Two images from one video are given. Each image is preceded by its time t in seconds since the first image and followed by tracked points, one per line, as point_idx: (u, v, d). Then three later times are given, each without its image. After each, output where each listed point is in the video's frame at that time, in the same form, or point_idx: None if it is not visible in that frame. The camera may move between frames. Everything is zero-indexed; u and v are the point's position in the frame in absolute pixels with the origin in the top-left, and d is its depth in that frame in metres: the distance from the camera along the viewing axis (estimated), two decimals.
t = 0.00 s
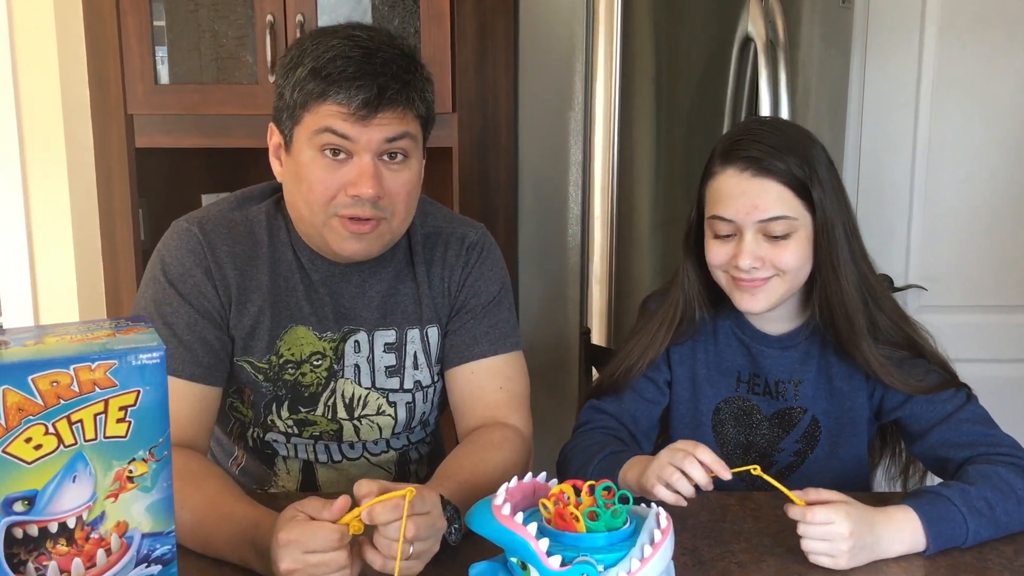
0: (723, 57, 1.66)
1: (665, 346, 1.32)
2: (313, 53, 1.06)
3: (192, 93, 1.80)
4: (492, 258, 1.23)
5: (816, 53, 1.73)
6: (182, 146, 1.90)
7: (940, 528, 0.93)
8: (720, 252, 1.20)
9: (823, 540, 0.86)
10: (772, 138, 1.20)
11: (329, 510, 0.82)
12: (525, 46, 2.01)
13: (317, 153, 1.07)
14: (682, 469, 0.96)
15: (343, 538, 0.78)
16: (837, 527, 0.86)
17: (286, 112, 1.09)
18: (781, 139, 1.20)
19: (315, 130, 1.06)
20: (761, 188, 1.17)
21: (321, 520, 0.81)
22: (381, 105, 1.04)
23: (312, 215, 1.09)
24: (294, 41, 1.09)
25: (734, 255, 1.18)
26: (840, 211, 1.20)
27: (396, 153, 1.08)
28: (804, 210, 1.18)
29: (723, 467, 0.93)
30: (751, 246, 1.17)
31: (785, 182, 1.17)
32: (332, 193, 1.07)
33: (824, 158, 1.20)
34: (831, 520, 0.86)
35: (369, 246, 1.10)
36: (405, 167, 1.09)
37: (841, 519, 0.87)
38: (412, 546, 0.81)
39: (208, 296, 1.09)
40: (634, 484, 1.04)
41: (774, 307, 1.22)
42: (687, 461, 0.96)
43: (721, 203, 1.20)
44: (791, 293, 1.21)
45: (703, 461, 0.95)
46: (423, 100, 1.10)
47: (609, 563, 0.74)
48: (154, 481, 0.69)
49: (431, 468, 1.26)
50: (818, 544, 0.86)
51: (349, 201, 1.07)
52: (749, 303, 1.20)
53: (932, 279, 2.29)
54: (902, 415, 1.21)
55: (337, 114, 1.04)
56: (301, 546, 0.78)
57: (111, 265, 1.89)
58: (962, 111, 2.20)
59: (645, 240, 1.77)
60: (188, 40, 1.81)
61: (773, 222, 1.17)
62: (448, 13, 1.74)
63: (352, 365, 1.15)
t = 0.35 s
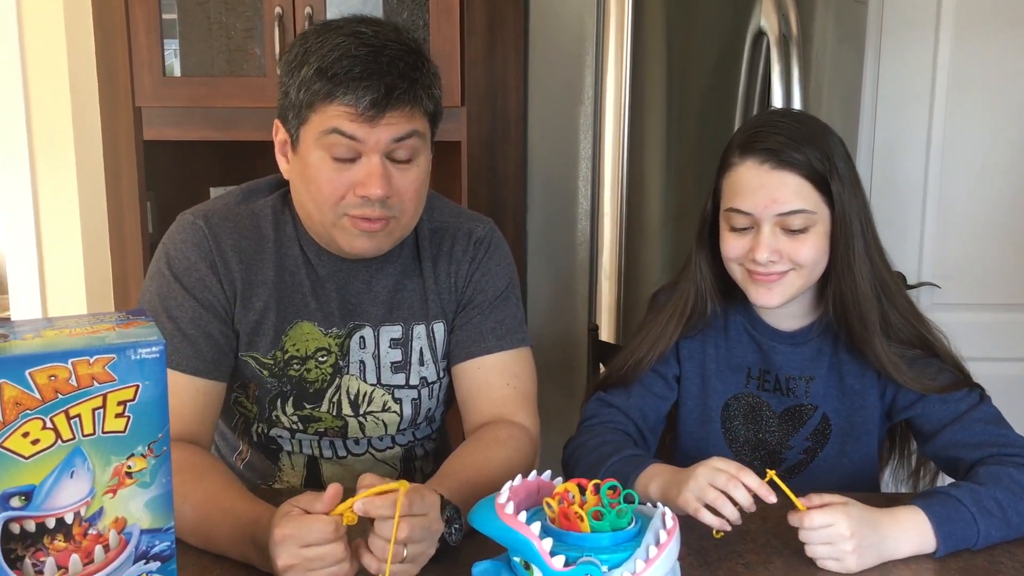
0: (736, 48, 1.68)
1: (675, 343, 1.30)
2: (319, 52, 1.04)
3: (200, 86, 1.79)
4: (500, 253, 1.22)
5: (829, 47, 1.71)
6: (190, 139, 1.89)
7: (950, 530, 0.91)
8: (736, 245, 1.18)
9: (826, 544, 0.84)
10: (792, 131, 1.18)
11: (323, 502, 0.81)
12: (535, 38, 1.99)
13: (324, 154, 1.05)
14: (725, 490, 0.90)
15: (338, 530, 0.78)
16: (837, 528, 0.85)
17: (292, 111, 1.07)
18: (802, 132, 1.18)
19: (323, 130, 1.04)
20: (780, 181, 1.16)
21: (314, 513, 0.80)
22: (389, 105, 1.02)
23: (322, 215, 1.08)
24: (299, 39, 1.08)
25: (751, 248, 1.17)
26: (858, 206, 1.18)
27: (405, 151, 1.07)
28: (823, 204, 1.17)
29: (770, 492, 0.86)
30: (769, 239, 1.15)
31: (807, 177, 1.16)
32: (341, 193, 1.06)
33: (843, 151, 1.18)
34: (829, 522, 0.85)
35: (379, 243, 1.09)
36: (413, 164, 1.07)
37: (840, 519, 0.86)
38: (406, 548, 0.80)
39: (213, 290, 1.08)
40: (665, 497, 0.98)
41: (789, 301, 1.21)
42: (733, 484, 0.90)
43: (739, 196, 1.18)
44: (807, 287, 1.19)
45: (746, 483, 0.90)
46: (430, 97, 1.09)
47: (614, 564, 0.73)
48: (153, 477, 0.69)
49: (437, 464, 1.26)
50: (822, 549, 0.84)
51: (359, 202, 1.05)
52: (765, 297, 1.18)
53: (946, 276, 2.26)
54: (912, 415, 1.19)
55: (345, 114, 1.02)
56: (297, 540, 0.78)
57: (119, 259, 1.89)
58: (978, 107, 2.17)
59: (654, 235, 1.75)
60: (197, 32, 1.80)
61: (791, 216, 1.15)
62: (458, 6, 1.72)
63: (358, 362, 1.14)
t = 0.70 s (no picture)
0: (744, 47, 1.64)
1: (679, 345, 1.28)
2: (316, 53, 1.02)
3: (203, 83, 1.78)
4: (501, 254, 1.21)
5: (839, 44, 1.69)
6: (193, 136, 1.88)
7: (959, 537, 0.89)
8: (742, 243, 1.17)
9: (825, 552, 0.83)
10: (798, 127, 1.17)
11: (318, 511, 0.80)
12: (541, 35, 1.97)
13: (324, 158, 1.04)
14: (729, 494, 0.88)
15: (334, 541, 0.77)
16: (835, 535, 0.83)
17: (290, 114, 1.06)
18: (810, 130, 1.16)
19: (322, 133, 1.03)
20: (786, 177, 1.14)
21: (309, 524, 0.78)
22: (389, 107, 1.01)
23: (322, 219, 1.07)
24: (295, 39, 1.06)
25: (757, 246, 1.15)
26: (866, 204, 1.16)
27: (405, 152, 1.05)
28: (830, 200, 1.15)
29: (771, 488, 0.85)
30: (775, 236, 1.13)
31: (813, 172, 1.14)
32: (341, 196, 1.04)
33: (849, 148, 1.16)
34: (827, 529, 0.83)
35: (381, 248, 1.08)
36: (414, 166, 1.06)
37: (838, 526, 0.84)
38: (401, 551, 0.79)
39: (210, 290, 1.07)
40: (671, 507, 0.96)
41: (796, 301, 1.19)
42: (736, 487, 0.87)
43: (744, 193, 1.16)
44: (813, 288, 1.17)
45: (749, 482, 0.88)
46: (430, 96, 1.07)
47: (615, 572, 0.71)
48: (145, 482, 0.67)
49: (437, 467, 1.24)
50: (822, 558, 0.82)
51: (360, 205, 1.04)
52: (771, 297, 1.16)
53: (955, 277, 2.23)
54: (921, 420, 1.17)
55: (344, 117, 1.01)
56: (292, 551, 0.77)
57: (121, 257, 1.88)
58: (989, 105, 2.15)
59: (660, 235, 1.73)
60: (200, 29, 1.79)
61: (798, 213, 1.13)
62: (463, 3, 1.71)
63: (357, 365, 1.13)
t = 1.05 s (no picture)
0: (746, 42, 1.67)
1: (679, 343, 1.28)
2: (342, 58, 1.01)
3: (203, 81, 1.77)
4: (501, 252, 1.20)
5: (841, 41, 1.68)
6: (193, 135, 1.88)
7: (962, 537, 0.88)
8: (746, 244, 1.16)
9: (826, 551, 0.82)
10: (796, 123, 1.16)
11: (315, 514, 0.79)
12: (541, 33, 1.97)
13: (354, 163, 1.02)
14: (738, 494, 0.87)
15: (332, 543, 0.76)
16: (836, 534, 0.82)
17: (312, 119, 1.03)
18: (811, 126, 1.16)
19: (354, 139, 1.01)
20: (788, 172, 1.13)
21: (304, 527, 0.78)
22: (424, 109, 1.01)
23: (347, 223, 1.05)
24: (311, 42, 1.03)
25: (762, 245, 1.14)
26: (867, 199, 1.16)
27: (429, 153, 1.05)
28: (833, 195, 1.14)
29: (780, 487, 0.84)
30: (780, 234, 1.13)
31: (814, 166, 1.14)
32: (371, 200, 1.03)
33: (850, 143, 1.16)
34: (827, 529, 0.82)
35: (405, 246, 1.08)
36: (434, 164, 1.07)
37: (838, 525, 0.83)
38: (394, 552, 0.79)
39: (206, 288, 1.07)
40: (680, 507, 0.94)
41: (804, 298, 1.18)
42: (746, 486, 0.86)
43: (746, 192, 1.16)
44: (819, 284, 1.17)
45: (757, 481, 0.86)
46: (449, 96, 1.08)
47: (615, 573, 0.71)
48: (141, 481, 0.67)
49: (437, 465, 1.24)
50: (823, 558, 0.82)
51: (390, 207, 1.03)
52: (778, 296, 1.15)
53: (958, 275, 2.22)
54: (923, 420, 1.16)
55: (380, 122, 1.00)
56: (290, 557, 0.76)
57: (122, 255, 1.87)
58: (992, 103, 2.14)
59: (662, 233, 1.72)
60: (201, 28, 1.78)
61: (802, 208, 1.13)
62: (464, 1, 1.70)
63: (355, 363, 1.12)
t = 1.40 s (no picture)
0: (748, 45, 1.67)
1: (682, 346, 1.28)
2: (363, 62, 1.01)
3: (206, 85, 1.78)
4: (504, 255, 1.20)
5: (842, 43, 1.69)
6: (196, 138, 1.88)
7: (964, 537, 0.89)
8: (751, 240, 1.16)
9: (830, 551, 0.82)
10: (802, 121, 1.18)
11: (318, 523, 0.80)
12: (543, 36, 1.97)
13: (376, 166, 1.02)
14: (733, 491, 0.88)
15: (339, 552, 0.77)
16: (838, 534, 0.83)
17: (331, 123, 1.03)
18: (818, 126, 1.17)
19: (377, 142, 1.01)
20: (797, 169, 1.14)
21: (309, 538, 0.78)
22: (444, 111, 1.02)
23: (365, 226, 1.06)
24: (328, 47, 1.03)
25: (768, 241, 1.14)
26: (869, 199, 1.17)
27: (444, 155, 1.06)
28: (837, 192, 1.15)
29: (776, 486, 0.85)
30: (786, 229, 1.14)
31: (821, 162, 1.15)
32: (391, 202, 1.04)
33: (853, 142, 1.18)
34: (829, 528, 0.83)
35: (420, 246, 1.09)
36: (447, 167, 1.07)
37: (841, 525, 0.84)
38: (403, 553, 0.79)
39: (212, 290, 1.07)
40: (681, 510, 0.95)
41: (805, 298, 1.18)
42: (741, 483, 0.87)
43: (752, 186, 1.16)
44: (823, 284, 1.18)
45: (756, 479, 0.87)
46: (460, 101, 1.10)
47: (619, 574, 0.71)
48: (148, 483, 0.67)
49: (441, 467, 1.24)
50: (826, 557, 0.82)
51: (410, 208, 1.04)
52: (783, 295, 1.14)
53: (960, 277, 2.22)
54: (925, 422, 1.16)
55: (402, 125, 1.00)
56: (298, 567, 0.76)
57: (125, 258, 1.88)
58: (993, 105, 2.14)
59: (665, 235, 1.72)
60: (204, 33, 1.79)
61: (808, 203, 1.14)
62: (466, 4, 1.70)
63: (360, 365, 1.13)
